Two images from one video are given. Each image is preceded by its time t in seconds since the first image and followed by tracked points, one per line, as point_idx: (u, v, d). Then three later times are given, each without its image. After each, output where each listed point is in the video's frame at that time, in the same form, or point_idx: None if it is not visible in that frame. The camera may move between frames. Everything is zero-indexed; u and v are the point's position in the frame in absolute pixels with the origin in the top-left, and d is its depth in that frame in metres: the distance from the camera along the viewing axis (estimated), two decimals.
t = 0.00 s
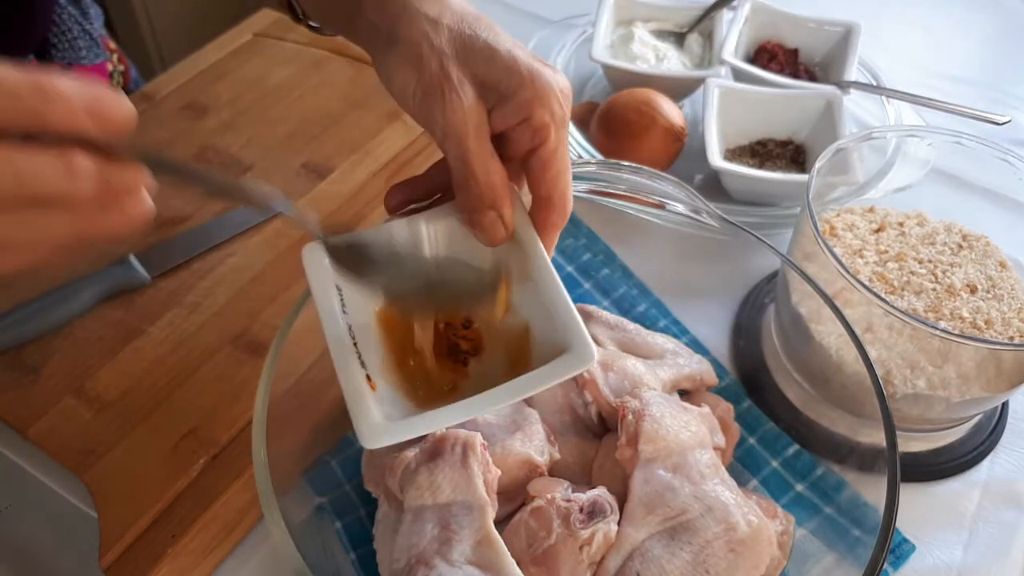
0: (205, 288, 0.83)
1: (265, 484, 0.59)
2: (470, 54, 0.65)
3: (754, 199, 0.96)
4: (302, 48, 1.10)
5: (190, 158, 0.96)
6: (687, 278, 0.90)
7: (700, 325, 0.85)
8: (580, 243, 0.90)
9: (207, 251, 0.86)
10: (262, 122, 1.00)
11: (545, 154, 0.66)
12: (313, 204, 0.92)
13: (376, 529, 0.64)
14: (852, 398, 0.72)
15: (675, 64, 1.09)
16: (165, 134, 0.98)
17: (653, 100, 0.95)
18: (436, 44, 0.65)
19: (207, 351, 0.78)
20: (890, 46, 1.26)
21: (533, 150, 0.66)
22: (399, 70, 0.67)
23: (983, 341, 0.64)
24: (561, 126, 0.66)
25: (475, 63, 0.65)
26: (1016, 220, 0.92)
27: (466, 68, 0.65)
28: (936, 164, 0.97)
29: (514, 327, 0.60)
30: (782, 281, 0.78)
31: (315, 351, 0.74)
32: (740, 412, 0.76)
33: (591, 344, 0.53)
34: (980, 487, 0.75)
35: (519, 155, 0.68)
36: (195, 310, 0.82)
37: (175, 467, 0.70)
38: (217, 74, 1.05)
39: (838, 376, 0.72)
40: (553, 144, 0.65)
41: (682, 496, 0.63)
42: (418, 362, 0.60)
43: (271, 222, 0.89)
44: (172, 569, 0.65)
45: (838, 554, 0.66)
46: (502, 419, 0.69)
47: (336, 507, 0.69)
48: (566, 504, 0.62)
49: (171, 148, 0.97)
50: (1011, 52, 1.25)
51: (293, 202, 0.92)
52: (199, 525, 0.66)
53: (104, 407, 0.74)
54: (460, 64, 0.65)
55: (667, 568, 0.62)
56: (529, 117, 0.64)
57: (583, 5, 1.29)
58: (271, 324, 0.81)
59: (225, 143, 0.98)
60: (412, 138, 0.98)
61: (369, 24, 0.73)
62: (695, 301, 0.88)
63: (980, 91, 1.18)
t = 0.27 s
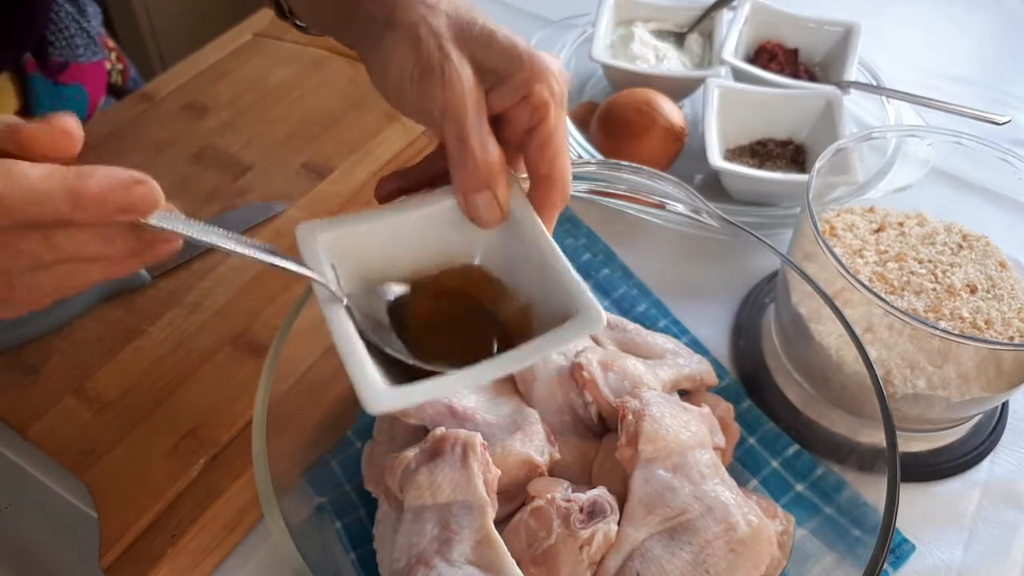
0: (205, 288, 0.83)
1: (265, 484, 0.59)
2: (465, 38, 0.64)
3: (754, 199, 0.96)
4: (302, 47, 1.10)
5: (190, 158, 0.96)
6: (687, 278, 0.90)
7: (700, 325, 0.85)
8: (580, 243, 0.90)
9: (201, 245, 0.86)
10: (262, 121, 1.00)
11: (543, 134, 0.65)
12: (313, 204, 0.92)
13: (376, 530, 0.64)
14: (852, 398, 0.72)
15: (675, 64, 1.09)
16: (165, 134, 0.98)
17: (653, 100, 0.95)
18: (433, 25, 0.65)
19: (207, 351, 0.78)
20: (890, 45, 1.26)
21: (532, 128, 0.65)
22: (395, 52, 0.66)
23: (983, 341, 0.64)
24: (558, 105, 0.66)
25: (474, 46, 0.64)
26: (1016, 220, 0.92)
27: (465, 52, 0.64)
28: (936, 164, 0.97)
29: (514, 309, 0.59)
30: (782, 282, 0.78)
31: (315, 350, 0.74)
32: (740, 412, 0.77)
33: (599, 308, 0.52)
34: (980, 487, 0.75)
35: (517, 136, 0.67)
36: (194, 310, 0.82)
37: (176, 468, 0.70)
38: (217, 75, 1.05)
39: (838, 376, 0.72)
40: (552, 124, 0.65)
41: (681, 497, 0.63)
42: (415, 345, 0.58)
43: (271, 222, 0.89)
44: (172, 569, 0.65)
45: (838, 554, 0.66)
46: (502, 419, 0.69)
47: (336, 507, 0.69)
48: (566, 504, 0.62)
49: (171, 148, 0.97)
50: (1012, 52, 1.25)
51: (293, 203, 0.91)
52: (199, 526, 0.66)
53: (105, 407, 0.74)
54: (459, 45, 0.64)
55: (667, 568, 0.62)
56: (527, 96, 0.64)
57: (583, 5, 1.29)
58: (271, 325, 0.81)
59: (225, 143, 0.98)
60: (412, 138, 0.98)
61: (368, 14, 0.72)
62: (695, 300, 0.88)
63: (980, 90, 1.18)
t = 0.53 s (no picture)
0: (204, 288, 0.83)
1: (266, 483, 0.59)
2: None
3: (754, 199, 0.96)
4: (302, 48, 1.10)
5: (190, 159, 0.96)
6: (687, 278, 0.90)
7: (700, 325, 0.85)
8: (580, 243, 0.90)
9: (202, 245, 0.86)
10: (262, 122, 1.00)
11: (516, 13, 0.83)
12: (314, 204, 0.92)
13: (376, 529, 0.64)
14: (852, 398, 0.72)
15: (675, 64, 1.09)
16: (165, 135, 0.98)
17: (653, 100, 0.95)
18: None
19: (208, 352, 0.78)
20: (890, 45, 1.26)
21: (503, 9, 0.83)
22: None
23: (983, 341, 0.64)
24: None
25: None
26: (1016, 219, 0.92)
27: None
28: (935, 163, 0.97)
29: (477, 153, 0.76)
30: (782, 281, 0.78)
31: (315, 350, 0.74)
32: (740, 412, 0.77)
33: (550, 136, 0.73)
34: (980, 487, 0.75)
35: (491, 12, 0.84)
36: (195, 310, 0.82)
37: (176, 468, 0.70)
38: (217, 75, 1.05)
39: (838, 376, 0.72)
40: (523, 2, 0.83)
41: (681, 496, 0.63)
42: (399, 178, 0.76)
43: (271, 222, 0.89)
44: (173, 569, 0.65)
45: (837, 554, 0.66)
46: (503, 419, 0.70)
47: (336, 507, 0.69)
48: (566, 504, 0.62)
49: (171, 149, 0.97)
50: (1012, 52, 1.25)
51: (293, 203, 0.92)
52: (200, 525, 0.66)
53: (105, 407, 0.74)
54: None
55: (667, 568, 0.62)
56: None
57: (583, 5, 1.29)
58: (270, 325, 0.81)
59: (225, 143, 0.98)
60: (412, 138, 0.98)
61: None
62: (695, 300, 0.88)
63: (980, 90, 1.18)
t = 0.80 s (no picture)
0: (204, 288, 0.83)
1: (265, 483, 0.58)
2: None
3: (754, 199, 0.96)
4: (302, 47, 1.10)
5: (190, 158, 0.96)
6: (687, 278, 0.90)
7: (700, 325, 0.85)
8: (580, 243, 0.90)
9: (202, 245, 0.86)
10: (261, 121, 1.00)
11: None
12: (313, 203, 0.92)
13: (376, 529, 0.64)
14: (852, 399, 0.72)
15: (675, 65, 1.09)
16: (165, 134, 0.98)
17: (653, 100, 0.95)
18: None
19: (208, 352, 0.78)
20: (890, 45, 1.26)
21: None
22: None
23: (984, 341, 0.64)
24: None
25: None
26: (1016, 219, 0.92)
27: None
28: (935, 163, 0.97)
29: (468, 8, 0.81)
30: (782, 281, 0.78)
31: (316, 350, 0.74)
32: (740, 412, 0.77)
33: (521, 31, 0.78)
34: (980, 487, 0.75)
35: None
36: (195, 310, 0.82)
37: (176, 468, 0.70)
38: (217, 75, 1.05)
39: (838, 376, 0.72)
40: None
41: (681, 496, 0.63)
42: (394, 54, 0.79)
43: (271, 222, 0.89)
44: (172, 569, 0.65)
45: (837, 555, 0.66)
46: (503, 419, 0.70)
47: (336, 507, 0.69)
48: (566, 504, 0.62)
49: (171, 148, 0.97)
50: (1012, 51, 1.25)
51: (293, 202, 0.92)
52: (199, 525, 0.67)
53: (105, 407, 0.74)
54: None
55: (667, 568, 0.62)
56: None
57: (583, 5, 1.29)
58: (270, 325, 0.81)
59: (225, 143, 0.98)
60: (413, 138, 0.98)
61: None
62: (694, 300, 0.88)
63: (980, 90, 1.18)
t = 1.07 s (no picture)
0: (207, 288, 0.84)
1: (268, 481, 0.59)
2: None
3: (752, 200, 0.97)
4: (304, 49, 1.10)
5: (192, 159, 0.97)
6: (685, 278, 0.91)
7: (699, 325, 0.86)
8: (580, 244, 0.90)
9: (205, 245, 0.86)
10: (263, 123, 1.01)
11: None
12: (315, 204, 0.92)
13: (377, 527, 0.65)
14: (849, 398, 0.73)
15: (674, 66, 1.10)
16: (168, 135, 0.99)
17: (652, 101, 0.96)
18: None
19: (211, 351, 0.79)
20: (888, 46, 1.27)
21: None
22: None
23: (979, 341, 0.65)
24: None
25: None
26: (1012, 220, 0.93)
27: None
28: (932, 164, 0.97)
29: None
30: (779, 281, 0.78)
31: (318, 349, 0.75)
32: (738, 411, 0.77)
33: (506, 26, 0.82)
34: (976, 485, 0.75)
35: None
36: (198, 310, 0.82)
37: (179, 467, 0.70)
38: (219, 76, 1.06)
39: (835, 375, 0.73)
40: None
41: (679, 494, 0.64)
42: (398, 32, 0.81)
43: (273, 223, 0.90)
44: (175, 566, 0.66)
45: (834, 552, 0.67)
46: (503, 418, 0.70)
47: (338, 505, 0.69)
48: (566, 502, 0.63)
49: (174, 149, 0.98)
50: (1009, 53, 1.26)
51: (295, 203, 0.92)
52: (202, 523, 0.67)
53: (109, 406, 0.75)
54: None
55: (666, 565, 0.62)
56: None
57: (583, 7, 1.30)
58: (272, 325, 0.82)
59: (227, 144, 0.99)
60: (414, 139, 0.99)
61: None
62: (693, 300, 0.89)
63: (977, 92, 1.19)
